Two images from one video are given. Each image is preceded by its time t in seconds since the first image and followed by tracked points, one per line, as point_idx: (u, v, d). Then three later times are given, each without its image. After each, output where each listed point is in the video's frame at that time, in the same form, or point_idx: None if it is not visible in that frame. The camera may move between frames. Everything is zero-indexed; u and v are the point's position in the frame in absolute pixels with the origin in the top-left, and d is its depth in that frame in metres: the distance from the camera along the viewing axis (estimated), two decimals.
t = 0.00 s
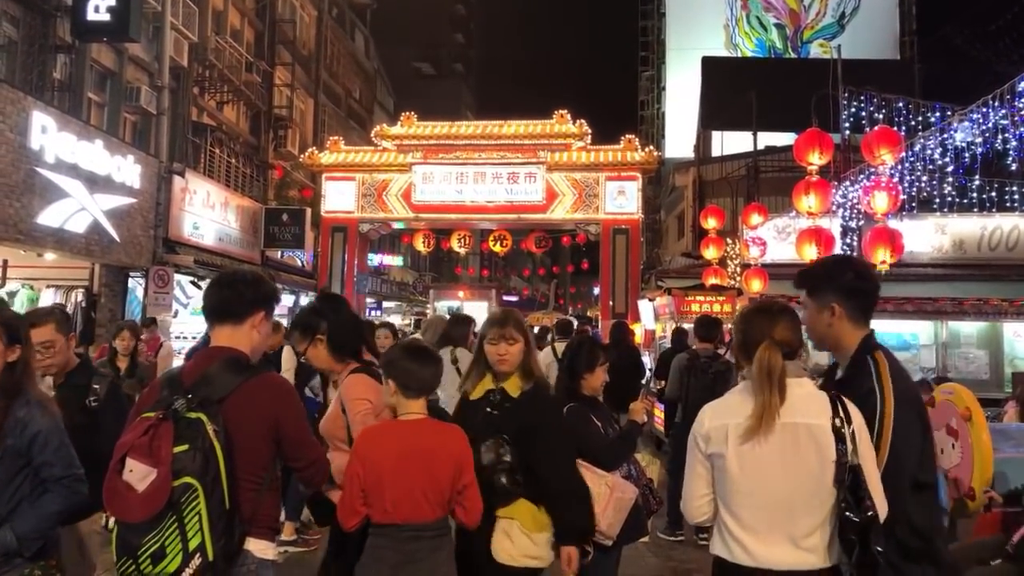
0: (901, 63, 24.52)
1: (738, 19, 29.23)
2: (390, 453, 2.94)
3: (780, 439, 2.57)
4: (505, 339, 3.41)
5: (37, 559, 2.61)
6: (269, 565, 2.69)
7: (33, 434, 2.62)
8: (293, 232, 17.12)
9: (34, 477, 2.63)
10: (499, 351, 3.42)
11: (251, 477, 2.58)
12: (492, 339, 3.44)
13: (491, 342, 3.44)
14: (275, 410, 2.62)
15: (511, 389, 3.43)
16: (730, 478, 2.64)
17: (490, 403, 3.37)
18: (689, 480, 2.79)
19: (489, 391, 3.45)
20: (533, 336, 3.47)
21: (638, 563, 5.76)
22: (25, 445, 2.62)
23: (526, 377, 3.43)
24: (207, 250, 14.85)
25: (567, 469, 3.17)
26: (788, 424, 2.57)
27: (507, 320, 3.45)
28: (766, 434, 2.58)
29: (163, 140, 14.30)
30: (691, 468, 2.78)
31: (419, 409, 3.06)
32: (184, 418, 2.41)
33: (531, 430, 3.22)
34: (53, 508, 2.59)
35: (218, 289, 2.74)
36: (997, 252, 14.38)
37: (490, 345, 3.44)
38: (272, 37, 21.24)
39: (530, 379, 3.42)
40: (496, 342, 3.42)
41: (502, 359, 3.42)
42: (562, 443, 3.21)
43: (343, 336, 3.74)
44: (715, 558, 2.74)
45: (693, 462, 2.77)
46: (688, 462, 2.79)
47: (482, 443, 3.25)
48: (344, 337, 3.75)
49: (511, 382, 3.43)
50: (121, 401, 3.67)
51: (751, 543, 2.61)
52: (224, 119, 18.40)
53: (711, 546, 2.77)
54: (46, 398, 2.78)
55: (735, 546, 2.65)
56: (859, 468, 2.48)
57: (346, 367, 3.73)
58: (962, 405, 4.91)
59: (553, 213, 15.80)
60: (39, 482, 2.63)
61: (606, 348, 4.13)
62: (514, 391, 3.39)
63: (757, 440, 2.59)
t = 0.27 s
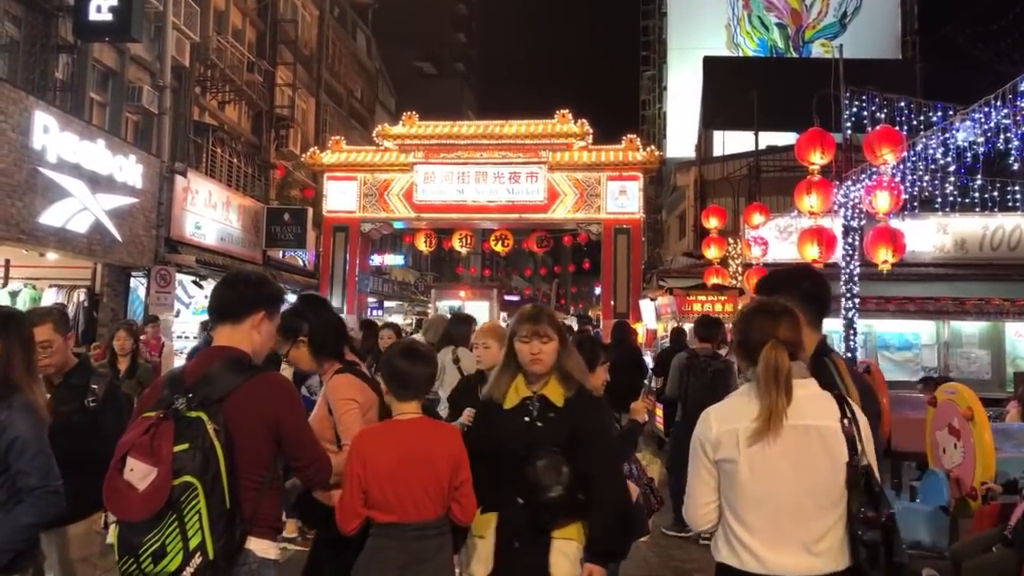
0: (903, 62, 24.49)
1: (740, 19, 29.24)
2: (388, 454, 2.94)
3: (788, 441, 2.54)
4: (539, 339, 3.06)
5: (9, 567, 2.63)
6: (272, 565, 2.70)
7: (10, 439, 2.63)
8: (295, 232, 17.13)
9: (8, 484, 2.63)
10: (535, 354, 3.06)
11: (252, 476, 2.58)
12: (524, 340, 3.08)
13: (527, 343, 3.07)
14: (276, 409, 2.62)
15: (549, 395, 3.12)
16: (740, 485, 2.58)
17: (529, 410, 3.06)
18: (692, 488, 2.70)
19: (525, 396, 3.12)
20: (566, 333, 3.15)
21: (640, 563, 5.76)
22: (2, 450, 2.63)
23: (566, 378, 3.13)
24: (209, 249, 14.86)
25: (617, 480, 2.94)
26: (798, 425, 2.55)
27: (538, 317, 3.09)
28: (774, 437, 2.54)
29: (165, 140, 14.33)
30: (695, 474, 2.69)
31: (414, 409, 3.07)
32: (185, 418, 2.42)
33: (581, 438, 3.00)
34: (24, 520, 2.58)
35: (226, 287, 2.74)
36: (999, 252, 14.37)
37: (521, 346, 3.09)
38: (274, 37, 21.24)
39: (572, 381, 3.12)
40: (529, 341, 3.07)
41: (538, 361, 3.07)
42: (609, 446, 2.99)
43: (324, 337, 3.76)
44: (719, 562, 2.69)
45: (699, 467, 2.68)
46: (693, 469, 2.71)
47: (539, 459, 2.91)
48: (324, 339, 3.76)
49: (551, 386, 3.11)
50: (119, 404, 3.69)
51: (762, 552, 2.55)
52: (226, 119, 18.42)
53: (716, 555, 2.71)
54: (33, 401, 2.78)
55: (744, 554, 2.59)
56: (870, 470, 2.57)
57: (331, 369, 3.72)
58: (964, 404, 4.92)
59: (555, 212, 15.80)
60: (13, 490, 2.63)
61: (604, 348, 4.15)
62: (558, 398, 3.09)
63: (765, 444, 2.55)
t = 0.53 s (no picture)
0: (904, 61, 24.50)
1: (741, 17, 29.27)
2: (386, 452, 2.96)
3: (803, 442, 2.52)
4: (547, 334, 3.03)
5: None
6: (274, 563, 2.71)
7: None
8: (296, 231, 17.12)
9: None
10: (547, 352, 3.00)
11: (252, 474, 2.58)
12: (533, 337, 3.04)
13: (537, 340, 3.03)
14: (276, 407, 2.62)
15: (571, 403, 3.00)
16: (758, 489, 2.53)
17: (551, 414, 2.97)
18: (703, 493, 2.62)
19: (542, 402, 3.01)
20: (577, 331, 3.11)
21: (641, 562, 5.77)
22: None
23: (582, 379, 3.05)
24: (210, 248, 14.87)
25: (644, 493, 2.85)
26: (814, 426, 2.54)
27: (545, 312, 3.07)
28: (791, 439, 2.51)
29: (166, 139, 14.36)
30: (707, 480, 2.61)
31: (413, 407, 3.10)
32: (184, 416, 2.43)
33: (607, 446, 2.90)
34: None
35: (229, 286, 2.75)
36: (1000, 250, 14.39)
37: (529, 343, 3.05)
38: (275, 36, 21.24)
39: (588, 384, 3.03)
40: (538, 337, 3.04)
41: (549, 359, 3.00)
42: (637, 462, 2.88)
43: (304, 334, 3.73)
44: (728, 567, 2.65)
45: (710, 472, 2.60)
46: (704, 474, 2.62)
47: (568, 483, 2.84)
48: (305, 336, 3.72)
49: (570, 392, 3.01)
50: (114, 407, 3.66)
51: (778, 557, 2.51)
52: (227, 118, 18.43)
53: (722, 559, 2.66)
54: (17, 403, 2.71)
55: (757, 558, 2.54)
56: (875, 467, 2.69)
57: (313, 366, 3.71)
58: (965, 403, 4.93)
59: (556, 211, 15.79)
60: None
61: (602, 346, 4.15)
62: (582, 405, 2.97)
63: (781, 446, 2.51)
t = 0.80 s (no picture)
0: (904, 59, 24.47)
1: (742, 15, 29.27)
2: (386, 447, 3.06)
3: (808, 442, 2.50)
4: (541, 338, 2.62)
5: None
6: (274, 562, 2.71)
7: None
8: (297, 229, 17.10)
9: None
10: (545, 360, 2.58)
11: (253, 473, 2.58)
12: (526, 343, 2.63)
13: (529, 346, 2.62)
14: (278, 406, 2.62)
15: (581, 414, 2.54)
16: (768, 492, 2.49)
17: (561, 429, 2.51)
18: (712, 498, 2.58)
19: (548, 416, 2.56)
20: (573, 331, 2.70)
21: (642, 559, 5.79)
22: None
23: (589, 387, 2.60)
24: (211, 246, 14.88)
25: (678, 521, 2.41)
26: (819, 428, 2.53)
27: (533, 315, 2.68)
28: (795, 439, 2.49)
29: (167, 137, 14.37)
30: (714, 483, 2.57)
31: (411, 403, 3.17)
32: (186, 414, 2.44)
33: (627, 468, 2.44)
34: None
35: (231, 285, 2.74)
36: (1001, 249, 14.38)
37: (521, 350, 2.64)
38: (276, 34, 21.24)
39: (595, 391, 2.58)
40: (531, 342, 2.63)
41: (547, 367, 2.57)
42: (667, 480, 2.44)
43: (295, 333, 3.70)
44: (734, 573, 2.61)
45: (717, 476, 2.56)
46: (712, 479, 2.58)
47: (592, 518, 2.39)
48: (295, 335, 3.70)
49: (578, 402, 2.55)
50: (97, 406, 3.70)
51: (787, 560, 2.46)
52: (227, 116, 18.44)
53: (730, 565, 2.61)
54: None
55: (766, 560, 2.50)
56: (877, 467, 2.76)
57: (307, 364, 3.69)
58: (966, 401, 4.93)
59: (556, 209, 15.79)
60: None
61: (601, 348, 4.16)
62: (594, 415, 2.52)
63: (787, 447, 2.49)
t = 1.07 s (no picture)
0: (904, 59, 24.48)
1: (742, 15, 29.31)
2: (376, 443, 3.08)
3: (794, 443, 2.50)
4: (594, 309, 2.25)
5: None
6: (274, 562, 2.71)
7: None
8: (297, 229, 17.10)
9: None
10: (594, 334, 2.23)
11: (253, 474, 2.58)
12: (575, 310, 2.25)
13: (580, 315, 2.24)
14: (278, 406, 2.62)
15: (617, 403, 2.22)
16: (760, 493, 2.47)
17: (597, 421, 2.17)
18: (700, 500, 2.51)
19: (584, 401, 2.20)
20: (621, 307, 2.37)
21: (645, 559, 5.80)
22: None
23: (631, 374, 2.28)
24: (211, 247, 14.88)
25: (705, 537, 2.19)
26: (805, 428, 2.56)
27: (589, 279, 2.29)
28: (783, 439, 2.49)
29: (167, 137, 14.37)
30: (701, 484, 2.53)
31: (401, 402, 3.20)
32: (188, 414, 2.44)
33: (657, 474, 2.17)
34: None
35: (233, 286, 2.75)
36: (1001, 249, 14.38)
37: (565, 318, 2.26)
38: (276, 35, 21.24)
39: (637, 379, 2.27)
40: (581, 311, 2.25)
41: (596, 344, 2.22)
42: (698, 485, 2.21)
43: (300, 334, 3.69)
44: None
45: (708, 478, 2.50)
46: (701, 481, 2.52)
47: (623, 523, 2.05)
48: (299, 335, 3.69)
49: (617, 389, 2.23)
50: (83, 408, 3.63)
51: (774, 558, 2.47)
52: (227, 117, 18.45)
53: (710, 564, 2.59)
54: None
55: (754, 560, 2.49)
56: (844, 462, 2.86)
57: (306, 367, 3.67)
58: (966, 402, 4.93)
59: (556, 210, 15.79)
60: None
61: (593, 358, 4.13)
62: (635, 406, 2.20)
63: (775, 447, 2.48)
